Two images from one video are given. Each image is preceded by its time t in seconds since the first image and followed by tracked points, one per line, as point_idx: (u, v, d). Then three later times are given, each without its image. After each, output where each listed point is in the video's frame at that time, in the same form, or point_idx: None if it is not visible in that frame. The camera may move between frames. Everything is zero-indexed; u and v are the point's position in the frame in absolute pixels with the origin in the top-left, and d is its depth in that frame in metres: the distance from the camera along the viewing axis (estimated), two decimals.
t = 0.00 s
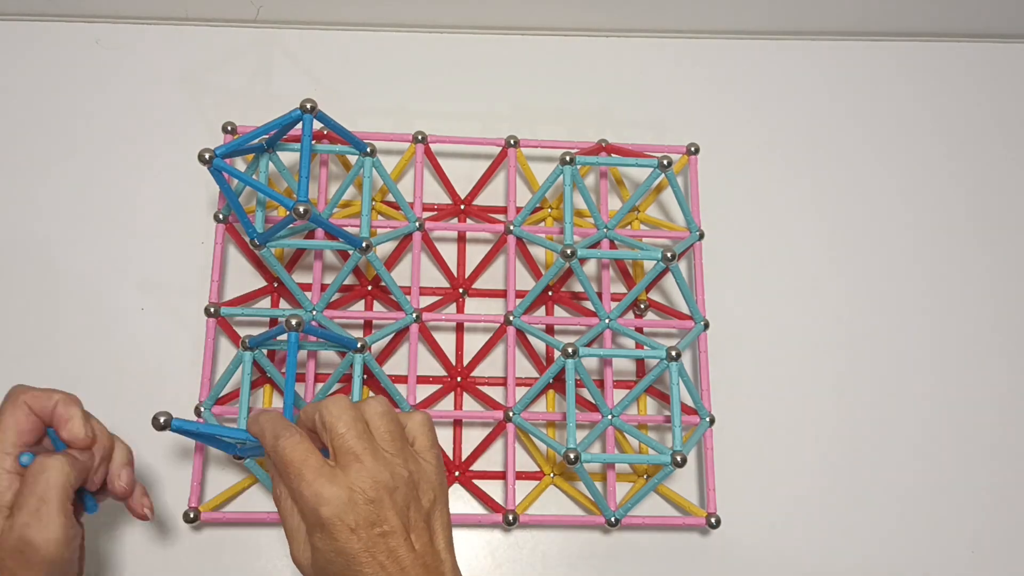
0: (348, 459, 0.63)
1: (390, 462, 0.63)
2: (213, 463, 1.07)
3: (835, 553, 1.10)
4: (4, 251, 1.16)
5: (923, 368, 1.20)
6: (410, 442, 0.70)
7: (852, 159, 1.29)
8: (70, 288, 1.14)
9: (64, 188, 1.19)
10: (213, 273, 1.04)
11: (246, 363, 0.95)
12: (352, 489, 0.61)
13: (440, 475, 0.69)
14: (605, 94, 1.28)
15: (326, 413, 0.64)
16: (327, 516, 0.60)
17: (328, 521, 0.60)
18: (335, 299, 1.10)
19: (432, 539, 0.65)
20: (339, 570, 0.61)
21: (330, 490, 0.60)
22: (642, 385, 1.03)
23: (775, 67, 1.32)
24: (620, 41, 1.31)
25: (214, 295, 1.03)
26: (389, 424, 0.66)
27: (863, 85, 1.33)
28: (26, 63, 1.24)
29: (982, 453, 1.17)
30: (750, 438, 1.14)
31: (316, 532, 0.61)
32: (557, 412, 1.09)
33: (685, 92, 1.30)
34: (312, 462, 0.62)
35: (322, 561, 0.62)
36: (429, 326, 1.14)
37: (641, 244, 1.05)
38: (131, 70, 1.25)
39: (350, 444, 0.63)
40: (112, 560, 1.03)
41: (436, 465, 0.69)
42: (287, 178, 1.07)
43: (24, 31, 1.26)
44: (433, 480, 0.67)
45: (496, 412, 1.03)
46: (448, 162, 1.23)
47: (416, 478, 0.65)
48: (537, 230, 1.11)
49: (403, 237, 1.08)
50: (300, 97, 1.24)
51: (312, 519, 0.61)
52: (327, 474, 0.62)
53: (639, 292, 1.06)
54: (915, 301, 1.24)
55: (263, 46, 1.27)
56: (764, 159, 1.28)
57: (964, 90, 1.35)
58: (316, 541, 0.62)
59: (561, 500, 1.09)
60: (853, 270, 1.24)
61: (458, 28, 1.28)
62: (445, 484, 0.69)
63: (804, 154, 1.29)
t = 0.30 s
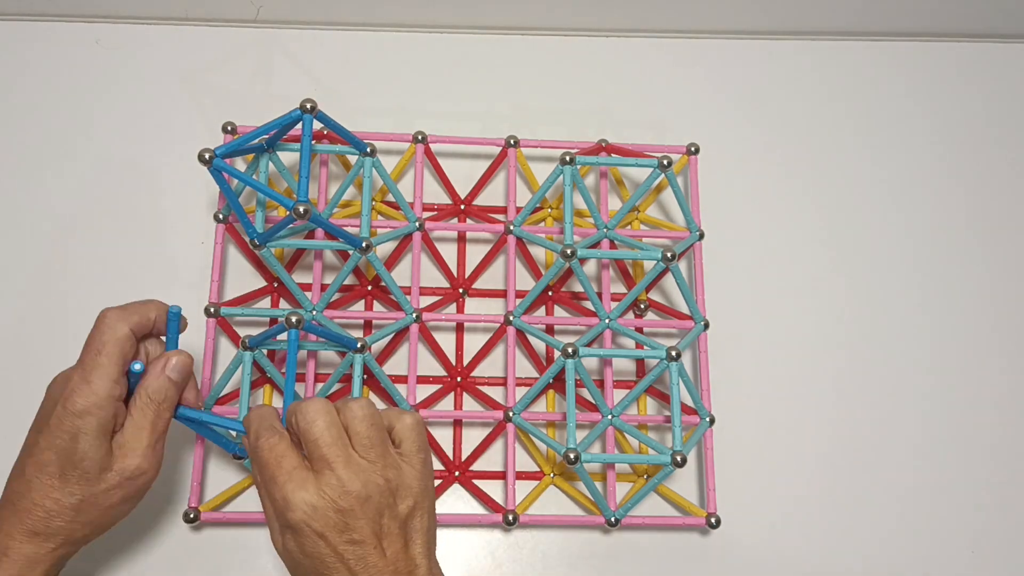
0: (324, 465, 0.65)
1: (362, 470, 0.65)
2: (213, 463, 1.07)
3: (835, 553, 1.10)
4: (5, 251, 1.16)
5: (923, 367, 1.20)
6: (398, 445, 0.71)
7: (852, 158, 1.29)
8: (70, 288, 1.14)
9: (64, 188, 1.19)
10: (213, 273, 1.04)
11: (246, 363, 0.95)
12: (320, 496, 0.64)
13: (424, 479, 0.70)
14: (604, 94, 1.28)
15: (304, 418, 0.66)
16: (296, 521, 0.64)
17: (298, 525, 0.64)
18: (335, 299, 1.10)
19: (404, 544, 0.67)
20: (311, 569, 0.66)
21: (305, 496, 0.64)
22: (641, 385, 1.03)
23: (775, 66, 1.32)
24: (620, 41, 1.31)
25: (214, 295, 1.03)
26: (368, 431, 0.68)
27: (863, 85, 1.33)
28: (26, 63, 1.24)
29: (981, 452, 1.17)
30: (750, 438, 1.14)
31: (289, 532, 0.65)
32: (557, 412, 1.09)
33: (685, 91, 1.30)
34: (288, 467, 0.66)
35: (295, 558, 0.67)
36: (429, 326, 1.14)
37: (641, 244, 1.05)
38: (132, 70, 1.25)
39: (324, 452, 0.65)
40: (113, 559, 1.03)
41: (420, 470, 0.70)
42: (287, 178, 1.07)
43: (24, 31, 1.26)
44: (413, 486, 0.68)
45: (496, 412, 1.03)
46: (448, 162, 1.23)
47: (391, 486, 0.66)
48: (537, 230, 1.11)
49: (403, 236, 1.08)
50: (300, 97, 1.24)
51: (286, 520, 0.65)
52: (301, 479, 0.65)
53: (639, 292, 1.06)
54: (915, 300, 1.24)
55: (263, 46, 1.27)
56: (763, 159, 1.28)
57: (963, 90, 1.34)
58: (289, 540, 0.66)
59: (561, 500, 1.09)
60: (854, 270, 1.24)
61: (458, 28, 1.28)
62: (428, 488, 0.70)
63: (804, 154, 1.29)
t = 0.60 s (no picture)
0: (323, 457, 0.65)
1: (361, 464, 0.65)
2: (213, 463, 1.07)
3: (835, 554, 1.10)
4: (5, 251, 1.16)
5: (923, 368, 1.20)
6: (397, 440, 0.71)
7: (852, 159, 1.29)
8: (70, 288, 1.14)
9: (64, 188, 1.19)
10: (213, 273, 1.04)
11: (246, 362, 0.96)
12: (319, 489, 0.64)
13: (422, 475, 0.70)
14: (604, 94, 1.28)
15: (305, 410, 0.66)
16: (293, 514, 0.64)
17: (295, 518, 0.64)
18: (335, 299, 1.10)
19: (401, 539, 0.67)
20: (308, 564, 0.66)
21: (303, 489, 0.64)
22: (641, 385, 1.03)
23: (775, 67, 1.32)
24: (620, 41, 1.31)
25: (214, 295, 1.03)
26: (366, 425, 0.67)
27: (863, 85, 1.33)
28: (26, 63, 1.24)
29: (981, 453, 1.17)
30: (750, 439, 1.14)
31: (288, 527, 0.65)
32: (557, 412, 1.09)
33: (685, 92, 1.30)
34: (288, 461, 0.66)
35: (292, 553, 0.66)
36: (429, 326, 1.14)
37: (641, 244, 1.05)
38: (131, 70, 1.25)
39: (324, 445, 0.65)
40: (112, 559, 1.02)
41: (419, 465, 0.70)
42: (287, 177, 1.07)
43: (24, 31, 1.26)
44: (411, 481, 0.68)
45: (496, 412, 1.03)
46: (448, 162, 1.23)
47: (388, 480, 0.66)
48: (537, 230, 1.11)
49: (403, 236, 1.08)
50: (300, 98, 1.24)
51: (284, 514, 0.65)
52: (300, 473, 0.65)
53: (639, 292, 1.06)
54: (915, 301, 1.24)
55: (263, 46, 1.27)
56: (763, 160, 1.28)
57: (963, 90, 1.34)
58: (287, 535, 0.66)
59: (561, 500, 1.09)
60: (853, 270, 1.24)
61: (458, 28, 1.28)
62: (427, 483, 0.70)
63: (804, 154, 1.29)
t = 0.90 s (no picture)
0: (324, 459, 0.65)
1: (362, 466, 0.65)
2: (213, 463, 1.07)
3: (835, 553, 1.10)
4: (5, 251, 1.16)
5: (922, 367, 1.21)
6: (397, 441, 0.71)
7: (852, 159, 1.29)
8: (70, 288, 1.14)
9: (63, 188, 1.19)
10: (213, 273, 1.04)
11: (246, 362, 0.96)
12: (320, 492, 0.64)
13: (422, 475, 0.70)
14: (604, 94, 1.28)
15: (305, 412, 0.66)
16: (295, 517, 0.64)
17: (297, 521, 0.64)
18: (335, 299, 1.10)
19: (402, 540, 0.67)
20: (309, 565, 0.66)
21: (304, 492, 0.64)
22: (641, 385, 1.03)
23: (775, 66, 1.32)
24: (619, 40, 1.31)
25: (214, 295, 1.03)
26: (367, 426, 0.67)
27: (863, 85, 1.33)
28: (25, 64, 1.24)
29: (981, 453, 1.17)
30: (750, 438, 1.14)
31: (289, 529, 0.65)
32: (557, 412, 1.09)
33: (685, 91, 1.30)
34: (290, 463, 0.66)
35: (293, 555, 0.66)
36: (429, 327, 1.14)
37: (641, 244, 1.05)
38: (131, 70, 1.25)
39: (325, 446, 0.65)
40: (108, 560, 1.02)
41: (420, 466, 0.70)
42: (287, 177, 1.07)
43: (24, 31, 1.26)
44: (412, 482, 0.68)
45: (496, 412, 1.03)
46: (448, 162, 1.23)
47: (390, 481, 0.66)
48: (537, 230, 1.11)
49: (403, 237, 1.08)
50: (299, 97, 1.24)
51: (285, 516, 0.65)
52: (302, 475, 0.65)
53: (639, 292, 1.06)
54: (915, 301, 1.24)
55: (263, 46, 1.27)
56: (763, 159, 1.28)
57: (963, 90, 1.35)
58: (288, 537, 0.66)
59: (561, 500, 1.09)
60: (853, 270, 1.24)
61: (458, 28, 1.28)
62: (428, 484, 0.70)
63: (804, 154, 1.29)
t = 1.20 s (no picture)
0: (322, 453, 0.65)
1: (359, 461, 0.65)
2: (213, 463, 1.07)
3: (835, 553, 1.10)
4: (5, 251, 1.16)
5: (923, 367, 1.20)
6: (395, 437, 0.71)
7: (852, 159, 1.29)
8: (69, 288, 1.14)
9: (63, 187, 1.19)
10: (213, 273, 1.04)
11: (247, 363, 0.95)
12: (317, 485, 0.64)
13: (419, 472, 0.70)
14: (605, 94, 1.28)
15: (304, 404, 0.66)
16: (291, 509, 0.64)
17: (292, 514, 0.64)
18: (335, 299, 1.10)
19: (397, 537, 0.67)
20: (303, 558, 0.66)
21: (300, 485, 0.64)
22: (642, 385, 1.03)
23: (775, 66, 1.32)
24: (619, 40, 1.31)
25: (214, 295, 1.03)
26: (366, 421, 0.67)
27: (863, 85, 1.33)
28: (25, 64, 1.24)
29: (981, 453, 1.17)
30: (750, 438, 1.14)
31: (284, 522, 0.65)
32: (557, 412, 1.09)
33: (685, 92, 1.30)
34: (287, 455, 0.66)
35: (287, 547, 0.67)
36: (429, 327, 1.14)
37: (641, 244, 1.05)
38: (131, 70, 1.25)
39: (323, 439, 0.66)
40: (109, 560, 1.03)
41: (417, 463, 0.70)
42: (287, 178, 1.07)
43: (24, 31, 1.26)
44: (408, 479, 0.68)
45: (496, 412, 1.03)
46: (448, 162, 1.23)
47: (386, 477, 0.66)
48: (537, 230, 1.11)
49: (403, 237, 1.08)
50: (300, 98, 1.24)
51: (281, 509, 0.65)
52: (299, 467, 0.66)
53: (639, 292, 1.06)
54: (915, 301, 1.24)
55: (263, 46, 1.27)
56: (763, 160, 1.28)
57: (963, 90, 1.34)
58: (283, 529, 0.66)
59: (561, 500, 1.09)
60: (853, 270, 1.24)
61: (458, 28, 1.28)
62: (425, 481, 0.70)
63: (804, 154, 1.29)
